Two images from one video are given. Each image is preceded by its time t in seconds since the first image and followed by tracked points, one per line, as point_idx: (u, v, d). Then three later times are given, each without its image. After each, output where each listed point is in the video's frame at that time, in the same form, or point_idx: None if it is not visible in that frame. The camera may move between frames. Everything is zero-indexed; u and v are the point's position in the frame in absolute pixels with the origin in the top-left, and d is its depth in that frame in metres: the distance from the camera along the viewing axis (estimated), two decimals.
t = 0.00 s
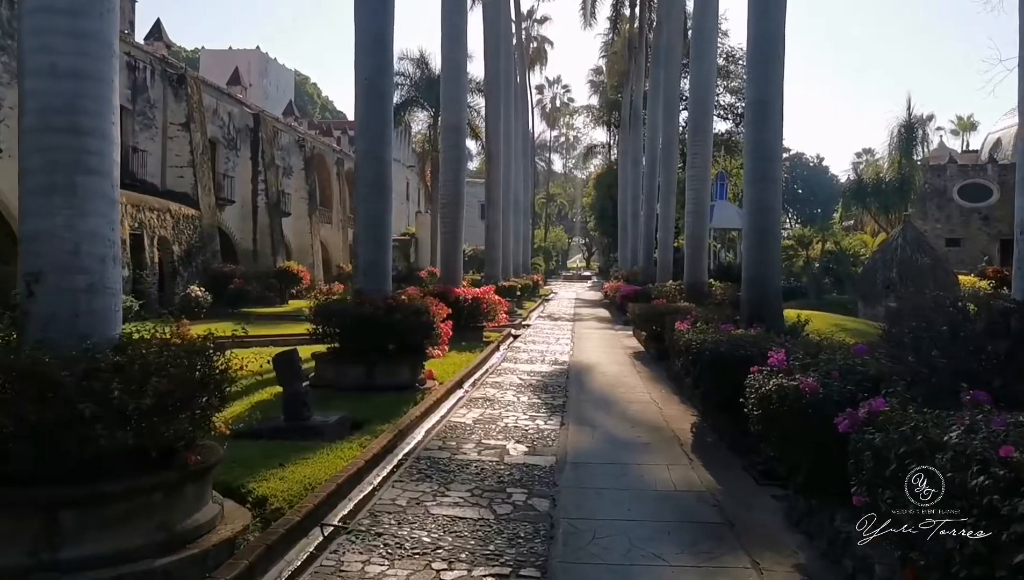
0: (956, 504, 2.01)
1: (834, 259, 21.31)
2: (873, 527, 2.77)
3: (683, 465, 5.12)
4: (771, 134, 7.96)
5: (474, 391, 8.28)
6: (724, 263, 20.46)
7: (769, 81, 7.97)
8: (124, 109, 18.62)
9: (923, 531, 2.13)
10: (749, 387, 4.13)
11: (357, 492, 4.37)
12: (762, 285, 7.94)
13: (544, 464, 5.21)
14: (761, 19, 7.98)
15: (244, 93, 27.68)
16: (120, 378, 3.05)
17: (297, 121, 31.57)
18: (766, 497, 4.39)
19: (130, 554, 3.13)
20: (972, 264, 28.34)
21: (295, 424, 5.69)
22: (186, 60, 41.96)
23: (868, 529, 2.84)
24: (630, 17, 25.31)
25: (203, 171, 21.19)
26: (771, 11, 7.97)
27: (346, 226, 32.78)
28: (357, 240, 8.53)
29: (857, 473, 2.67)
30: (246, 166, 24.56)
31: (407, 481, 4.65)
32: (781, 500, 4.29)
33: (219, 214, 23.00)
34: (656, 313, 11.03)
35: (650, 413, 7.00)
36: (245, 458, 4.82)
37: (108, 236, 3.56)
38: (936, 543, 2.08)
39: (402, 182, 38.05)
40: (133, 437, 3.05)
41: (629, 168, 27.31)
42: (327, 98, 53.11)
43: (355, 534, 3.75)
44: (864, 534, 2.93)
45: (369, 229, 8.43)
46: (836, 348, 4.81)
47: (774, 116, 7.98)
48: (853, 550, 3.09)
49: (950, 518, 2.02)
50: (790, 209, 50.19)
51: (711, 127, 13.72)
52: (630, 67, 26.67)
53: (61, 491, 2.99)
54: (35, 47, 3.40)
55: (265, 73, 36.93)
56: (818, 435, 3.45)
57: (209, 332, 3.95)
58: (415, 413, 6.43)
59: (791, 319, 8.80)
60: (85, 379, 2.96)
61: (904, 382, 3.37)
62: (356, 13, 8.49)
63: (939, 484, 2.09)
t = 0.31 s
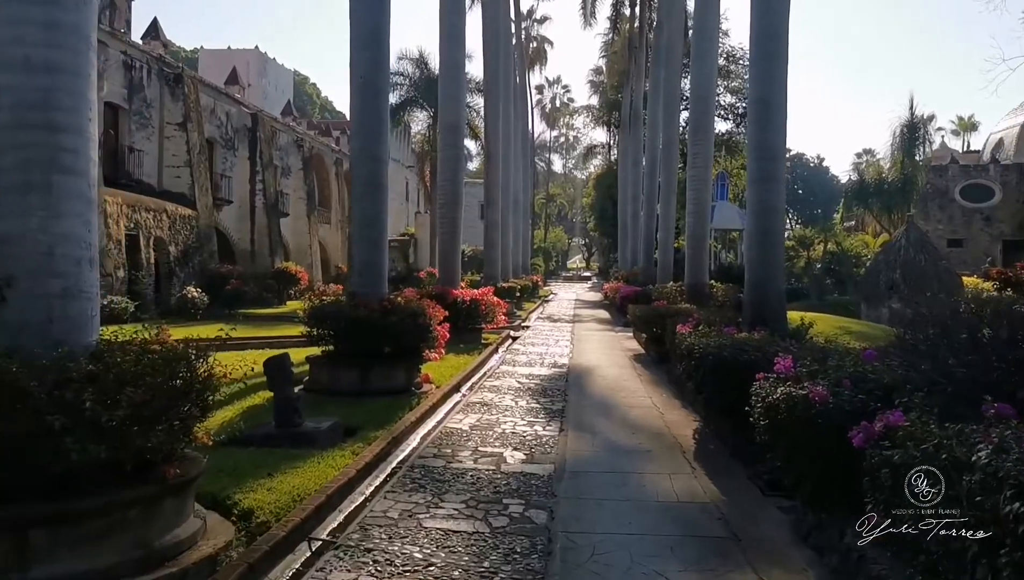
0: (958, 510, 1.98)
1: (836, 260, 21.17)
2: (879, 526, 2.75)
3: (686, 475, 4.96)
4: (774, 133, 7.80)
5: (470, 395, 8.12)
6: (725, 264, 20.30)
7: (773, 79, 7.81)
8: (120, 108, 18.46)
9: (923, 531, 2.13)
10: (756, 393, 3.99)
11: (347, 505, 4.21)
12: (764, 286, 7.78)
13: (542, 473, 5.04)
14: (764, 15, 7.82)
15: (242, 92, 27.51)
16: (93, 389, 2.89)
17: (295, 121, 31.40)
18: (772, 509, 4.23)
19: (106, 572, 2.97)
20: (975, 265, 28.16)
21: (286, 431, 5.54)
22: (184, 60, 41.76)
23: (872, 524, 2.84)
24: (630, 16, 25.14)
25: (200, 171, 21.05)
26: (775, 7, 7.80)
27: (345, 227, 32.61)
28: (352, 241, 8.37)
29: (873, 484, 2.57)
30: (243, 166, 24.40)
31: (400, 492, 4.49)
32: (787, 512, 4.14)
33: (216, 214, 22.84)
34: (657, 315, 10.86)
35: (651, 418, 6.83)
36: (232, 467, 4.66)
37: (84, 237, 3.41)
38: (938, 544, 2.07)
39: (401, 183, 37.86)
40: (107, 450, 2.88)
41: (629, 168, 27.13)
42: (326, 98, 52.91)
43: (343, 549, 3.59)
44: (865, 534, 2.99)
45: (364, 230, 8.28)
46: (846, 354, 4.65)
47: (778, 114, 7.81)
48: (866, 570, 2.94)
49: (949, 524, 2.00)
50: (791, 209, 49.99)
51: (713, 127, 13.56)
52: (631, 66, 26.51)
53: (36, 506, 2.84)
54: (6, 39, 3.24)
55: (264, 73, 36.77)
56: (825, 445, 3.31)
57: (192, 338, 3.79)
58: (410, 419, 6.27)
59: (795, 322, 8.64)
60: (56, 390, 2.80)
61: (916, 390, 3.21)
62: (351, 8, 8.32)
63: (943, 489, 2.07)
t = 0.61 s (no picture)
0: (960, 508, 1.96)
1: (837, 260, 21.01)
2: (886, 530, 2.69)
3: (689, 483, 4.79)
4: (777, 133, 7.64)
5: (467, 399, 7.96)
6: (725, 265, 20.14)
7: (776, 77, 7.64)
8: (116, 109, 18.33)
9: (922, 531, 2.12)
10: (764, 399, 3.83)
11: (336, 517, 4.04)
12: (767, 288, 7.62)
13: (539, 482, 4.88)
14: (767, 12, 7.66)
15: (239, 92, 27.34)
16: (62, 399, 2.75)
17: (293, 121, 31.24)
18: (779, 520, 4.07)
19: None
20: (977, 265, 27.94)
21: (275, 437, 5.39)
22: (182, 61, 41.60)
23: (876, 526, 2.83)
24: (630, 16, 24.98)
25: (197, 172, 20.93)
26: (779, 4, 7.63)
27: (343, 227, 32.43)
28: (347, 243, 8.20)
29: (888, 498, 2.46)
30: (241, 166, 24.23)
31: (391, 502, 4.32)
32: (795, 523, 3.97)
33: (213, 215, 22.70)
34: (658, 316, 10.67)
35: (652, 423, 6.67)
36: (218, 476, 4.50)
37: (57, 239, 3.24)
38: (936, 544, 2.06)
39: (400, 183, 37.70)
40: (76, 465, 2.73)
41: (629, 168, 26.94)
42: (325, 99, 52.76)
43: (329, 566, 3.42)
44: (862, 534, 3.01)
45: (359, 230, 8.12)
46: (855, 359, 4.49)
47: (781, 112, 7.65)
48: None
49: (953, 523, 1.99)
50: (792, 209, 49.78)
51: (714, 127, 13.41)
52: (630, 66, 26.37)
53: (9, 525, 2.70)
54: None
55: (263, 73, 36.63)
56: (834, 456, 3.16)
57: (174, 344, 3.64)
58: (404, 424, 6.10)
59: (799, 324, 8.47)
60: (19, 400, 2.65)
61: (929, 398, 3.06)
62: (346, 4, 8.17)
63: (945, 486, 2.06)
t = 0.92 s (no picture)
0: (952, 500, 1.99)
1: (839, 261, 20.85)
2: (892, 532, 2.68)
3: (690, 494, 4.63)
4: (781, 132, 7.48)
5: (464, 404, 7.79)
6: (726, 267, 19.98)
7: (779, 76, 7.48)
8: (112, 108, 18.18)
9: (923, 530, 2.15)
10: (768, 407, 3.69)
11: (323, 530, 3.88)
12: (771, 291, 7.45)
13: (536, 491, 4.71)
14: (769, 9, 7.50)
15: (236, 92, 27.16)
16: (24, 410, 2.60)
17: (291, 122, 31.06)
18: (784, 533, 3.91)
19: None
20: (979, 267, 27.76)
21: (264, 446, 5.24)
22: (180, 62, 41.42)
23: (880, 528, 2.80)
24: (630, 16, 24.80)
25: (194, 173, 20.80)
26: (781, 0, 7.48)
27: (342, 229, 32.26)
28: (341, 245, 8.04)
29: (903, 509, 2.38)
30: (238, 167, 24.07)
31: (381, 514, 4.16)
32: (801, 537, 3.82)
33: (210, 216, 22.54)
34: (658, 319, 10.51)
35: (652, 430, 6.50)
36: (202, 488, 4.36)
37: (28, 240, 3.09)
38: (935, 542, 2.08)
39: (399, 184, 37.54)
40: (38, 478, 2.58)
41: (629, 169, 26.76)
42: (324, 100, 52.58)
43: None
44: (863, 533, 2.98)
45: (353, 232, 7.96)
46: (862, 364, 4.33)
47: (784, 111, 7.48)
48: None
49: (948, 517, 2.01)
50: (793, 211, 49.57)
51: (714, 127, 13.25)
52: (631, 67, 26.20)
53: None
54: None
55: (261, 74, 36.46)
56: (844, 469, 3.02)
57: (152, 352, 3.49)
58: (397, 431, 5.93)
59: (806, 328, 8.31)
60: None
61: (945, 408, 2.89)
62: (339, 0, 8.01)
63: (943, 484, 2.09)
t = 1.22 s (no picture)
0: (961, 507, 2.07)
1: (841, 267, 20.69)
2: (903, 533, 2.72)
3: (694, 510, 4.46)
4: (785, 134, 7.32)
5: (461, 413, 7.62)
6: (727, 272, 19.83)
7: (783, 77, 7.33)
8: (108, 112, 18.03)
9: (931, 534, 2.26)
10: (779, 421, 3.53)
11: (310, 550, 3.72)
12: (774, 297, 7.29)
13: (533, 507, 4.53)
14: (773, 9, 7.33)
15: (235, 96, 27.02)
16: None
17: (290, 126, 30.92)
18: (793, 552, 3.74)
19: None
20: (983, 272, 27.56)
21: (253, 458, 5.08)
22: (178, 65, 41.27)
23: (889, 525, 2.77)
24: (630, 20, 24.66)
25: (190, 178, 20.61)
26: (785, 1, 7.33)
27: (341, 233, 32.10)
28: (336, 250, 7.88)
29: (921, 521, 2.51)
30: (236, 171, 23.92)
31: (371, 533, 3.99)
32: (811, 556, 3.65)
33: (207, 221, 22.38)
34: (659, 325, 10.34)
35: (654, 441, 6.32)
36: (186, 504, 4.20)
37: None
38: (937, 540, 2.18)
39: (398, 189, 37.38)
40: None
41: (629, 174, 26.60)
42: (324, 105, 52.45)
43: None
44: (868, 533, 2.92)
45: (349, 236, 7.80)
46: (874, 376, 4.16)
47: (788, 113, 7.32)
48: None
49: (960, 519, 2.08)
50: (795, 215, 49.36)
51: (716, 131, 13.10)
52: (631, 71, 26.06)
53: None
54: None
55: (260, 78, 36.33)
56: (865, 488, 2.89)
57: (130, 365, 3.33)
58: (391, 442, 5.75)
59: (813, 336, 8.15)
60: None
61: (967, 428, 2.71)
62: None
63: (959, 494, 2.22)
